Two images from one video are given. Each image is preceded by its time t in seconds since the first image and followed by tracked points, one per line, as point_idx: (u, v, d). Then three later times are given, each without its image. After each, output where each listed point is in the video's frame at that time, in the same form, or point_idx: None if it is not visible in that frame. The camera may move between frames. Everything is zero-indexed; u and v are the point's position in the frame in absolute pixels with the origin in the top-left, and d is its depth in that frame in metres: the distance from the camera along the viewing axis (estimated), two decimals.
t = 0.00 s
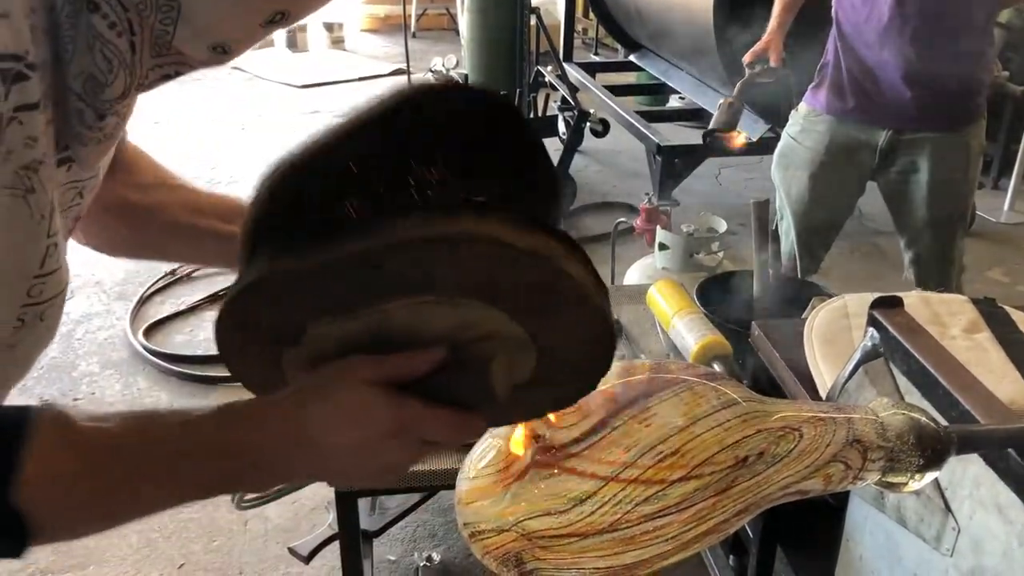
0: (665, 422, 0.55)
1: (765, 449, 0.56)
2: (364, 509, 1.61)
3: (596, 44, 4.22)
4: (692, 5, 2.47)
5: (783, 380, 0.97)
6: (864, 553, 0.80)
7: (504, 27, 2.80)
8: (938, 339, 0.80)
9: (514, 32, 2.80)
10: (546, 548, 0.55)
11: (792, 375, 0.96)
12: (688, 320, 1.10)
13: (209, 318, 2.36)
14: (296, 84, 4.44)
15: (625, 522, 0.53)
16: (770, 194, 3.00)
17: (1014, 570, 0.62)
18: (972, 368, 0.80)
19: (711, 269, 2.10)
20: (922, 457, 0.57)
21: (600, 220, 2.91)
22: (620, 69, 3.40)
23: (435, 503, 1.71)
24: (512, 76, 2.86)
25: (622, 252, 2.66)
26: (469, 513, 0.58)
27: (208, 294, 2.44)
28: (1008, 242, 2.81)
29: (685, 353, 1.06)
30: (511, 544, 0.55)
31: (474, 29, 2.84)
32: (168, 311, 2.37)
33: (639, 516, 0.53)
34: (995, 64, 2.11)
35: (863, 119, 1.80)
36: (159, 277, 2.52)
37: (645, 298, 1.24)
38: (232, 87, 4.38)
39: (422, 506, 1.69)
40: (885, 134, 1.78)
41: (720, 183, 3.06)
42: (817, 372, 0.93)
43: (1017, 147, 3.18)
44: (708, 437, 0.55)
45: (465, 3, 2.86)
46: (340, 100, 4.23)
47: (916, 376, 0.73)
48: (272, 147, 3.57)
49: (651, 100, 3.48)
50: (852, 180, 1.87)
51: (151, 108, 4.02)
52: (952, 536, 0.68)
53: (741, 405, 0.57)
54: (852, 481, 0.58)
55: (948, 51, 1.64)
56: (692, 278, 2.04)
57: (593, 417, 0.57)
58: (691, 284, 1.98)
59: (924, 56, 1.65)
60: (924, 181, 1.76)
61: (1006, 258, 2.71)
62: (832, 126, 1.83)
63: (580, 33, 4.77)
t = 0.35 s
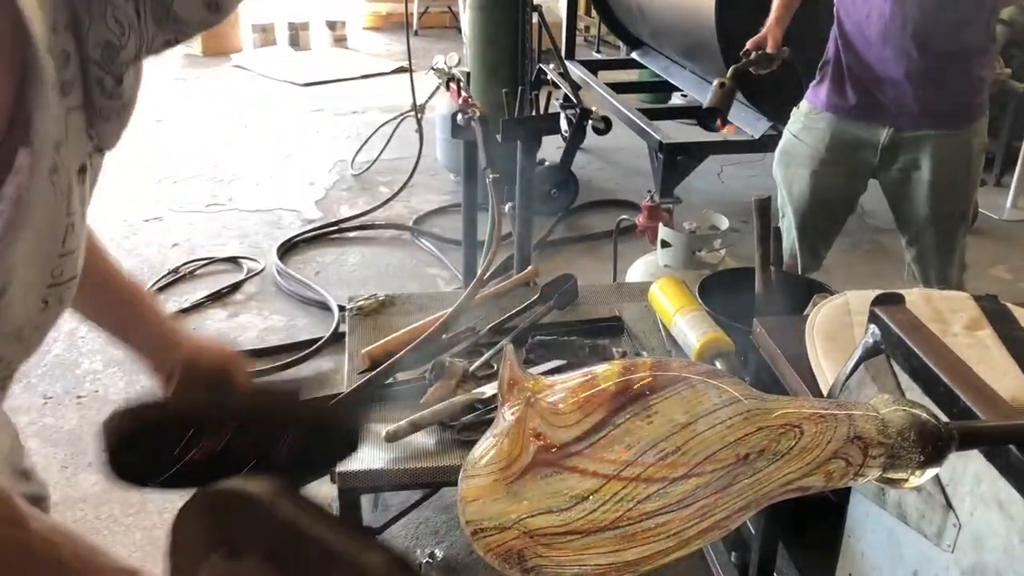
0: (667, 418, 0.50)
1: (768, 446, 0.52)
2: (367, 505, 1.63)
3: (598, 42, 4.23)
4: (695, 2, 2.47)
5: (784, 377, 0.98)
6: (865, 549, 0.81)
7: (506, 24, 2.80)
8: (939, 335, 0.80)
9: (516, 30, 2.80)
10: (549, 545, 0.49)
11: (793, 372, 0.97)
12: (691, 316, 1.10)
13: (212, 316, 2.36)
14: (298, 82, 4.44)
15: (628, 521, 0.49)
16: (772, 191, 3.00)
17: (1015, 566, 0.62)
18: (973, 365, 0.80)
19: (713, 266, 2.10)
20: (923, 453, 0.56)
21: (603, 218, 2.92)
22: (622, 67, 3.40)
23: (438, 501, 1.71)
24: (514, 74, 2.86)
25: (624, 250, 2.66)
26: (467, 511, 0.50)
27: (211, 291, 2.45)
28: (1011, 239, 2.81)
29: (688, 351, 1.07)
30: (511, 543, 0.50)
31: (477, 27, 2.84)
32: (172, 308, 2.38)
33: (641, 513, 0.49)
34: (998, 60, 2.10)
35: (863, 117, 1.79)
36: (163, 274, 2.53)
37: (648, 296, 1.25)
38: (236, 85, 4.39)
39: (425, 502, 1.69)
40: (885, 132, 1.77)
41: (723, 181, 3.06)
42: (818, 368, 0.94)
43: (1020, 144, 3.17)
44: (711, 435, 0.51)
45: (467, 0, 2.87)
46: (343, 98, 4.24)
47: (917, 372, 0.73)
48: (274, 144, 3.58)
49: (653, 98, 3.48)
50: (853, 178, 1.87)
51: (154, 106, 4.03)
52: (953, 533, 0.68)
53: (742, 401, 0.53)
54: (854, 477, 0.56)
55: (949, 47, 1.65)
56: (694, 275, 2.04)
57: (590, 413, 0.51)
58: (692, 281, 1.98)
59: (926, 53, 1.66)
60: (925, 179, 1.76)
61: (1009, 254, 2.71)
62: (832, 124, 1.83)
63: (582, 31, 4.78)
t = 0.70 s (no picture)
0: (669, 416, 0.50)
1: (770, 442, 0.52)
2: (371, 503, 1.63)
3: (601, 40, 4.23)
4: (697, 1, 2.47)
5: (787, 375, 0.98)
6: (868, 546, 0.81)
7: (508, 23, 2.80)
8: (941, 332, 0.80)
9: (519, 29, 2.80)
10: (553, 543, 0.50)
11: (797, 370, 0.97)
12: (693, 314, 1.10)
13: (215, 314, 2.37)
14: (301, 80, 4.44)
15: (629, 518, 0.49)
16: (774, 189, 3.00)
17: (1018, 562, 0.62)
18: (975, 362, 0.80)
19: (716, 264, 2.10)
20: (926, 449, 0.56)
21: (606, 217, 2.92)
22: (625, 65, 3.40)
23: (441, 499, 1.71)
24: (516, 72, 2.86)
25: (627, 248, 2.66)
26: (471, 508, 0.51)
27: (214, 290, 2.45)
28: (1013, 237, 2.81)
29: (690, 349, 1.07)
30: (514, 539, 0.50)
31: (479, 25, 2.84)
32: (175, 306, 2.38)
33: (643, 511, 0.49)
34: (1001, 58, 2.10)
35: (863, 116, 1.80)
36: (166, 273, 2.53)
37: (651, 294, 1.25)
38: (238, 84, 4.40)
39: (429, 500, 1.69)
40: (885, 133, 1.78)
41: (725, 179, 3.06)
42: (820, 366, 0.94)
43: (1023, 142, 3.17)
44: (712, 432, 0.50)
45: None
46: (346, 96, 4.24)
47: (919, 369, 0.73)
48: (277, 143, 3.58)
49: (655, 96, 3.48)
50: (855, 176, 1.87)
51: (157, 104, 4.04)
52: (956, 529, 0.68)
53: (745, 397, 0.52)
54: (856, 473, 0.55)
55: (952, 49, 1.61)
56: (697, 273, 2.04)
57: (593, 410, 0.50)
58: (695, 279, 1.98)
59: (929, 55, 1.63)
60: (926, 178, 1.76)
61: (1011, 252, 2.71)
62: (833, 123, 1.83)
63: (584, 29, 4.78)
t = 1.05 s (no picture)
0: (670, 418, 0.50)
1: (771, 443, 0.52)
2: (373, 502, 1.63)
3: (602, 40, 4.23)
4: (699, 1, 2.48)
5: (788, 374, 0.98)
6: (869, 544, 0.82)
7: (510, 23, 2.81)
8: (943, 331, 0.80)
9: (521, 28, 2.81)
10: (554, 543, 0.50)
11: (798, 370, 0.97)
12: (694, 313, 1.10)
13: (217, 313, 2.37)
14: (302, 80, 4.45)
15: (630, 519, 0.49)
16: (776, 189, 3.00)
17: (1018, 560, 0.62)
18: (976, 361, 0.80)
19: (718, 263, 2.10)
20: (927, 448, 0.56)
21: (608, 217, 2.92)
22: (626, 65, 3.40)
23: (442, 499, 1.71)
24: (518, 71, 2.87)
25: (629, 248, 2.66)
26: (472, 509, 0.51)
27: (216, 290, 2.45)
28: (1015, 236, 2.81)
29: (692, 347, 1.07)
30: (516, 539, 0.50)
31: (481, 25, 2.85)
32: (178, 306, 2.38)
33: (644, 513, 0.49)
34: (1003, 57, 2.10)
35: (864, 116, 1.79)
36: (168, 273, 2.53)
37: (652, 292, 1.25)
38: (240, 83, 4.40)
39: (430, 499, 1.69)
40: (887, 132, 1.77)
41: (727, 179, 3.06)
42: (822, 365, 0.94)
43: None
44: (714, 433, 0.50)
45: None
46: (347, 96, 4.25)
47: (920, 368, 0.73)
48: (278, 143, 3.59)
49: (657, 96, 3.48)
50: (855, 176, 1.86)
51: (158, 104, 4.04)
52: (957, 527, 0.68)
53: (748, 399, 0.53)
54: (858, 473, 0.55)
55: (950, 45, 1.67)
56: (699, 273, 2.04)
57: (596, 413, 0.50)
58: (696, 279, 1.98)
59: (930, 51, 1.67)
60: (928, 177, 1.76)
61: (1013, 251, 2.71)
62: (834, 122, 1.82)
63: (586, 29, 4.78)
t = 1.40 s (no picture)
0: (672, 425, 0.49)
1: (772, 447, 0.52)
2: (375, 502, 1.64)
3: (603, 40, 4.24)
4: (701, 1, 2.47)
5: (789, 374, 0.98)
6: (869, 544, 0.82)
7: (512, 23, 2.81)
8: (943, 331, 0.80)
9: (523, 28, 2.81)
10: (555, 545, 0.50)
11: (799, 370, 0.97)
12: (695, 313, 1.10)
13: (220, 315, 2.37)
14: (304, 81, 4.45)
15: (630, 523, 0.49)
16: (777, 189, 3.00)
17: (1019, 560, 0.62)
18: (977, 361, 0.80)
19: (720, 263, 2.10)
20: (927, 451, 0.55)
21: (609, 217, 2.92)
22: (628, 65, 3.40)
23: (444, 500, 1.71)
24: (520, 72, 2.86)
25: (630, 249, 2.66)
26: (473, 510, 0.51)
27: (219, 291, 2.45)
28: (1017, 236, 2.81)
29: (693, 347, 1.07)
30: (517, 542, 0.50)
31: (482, 25, 2.84)
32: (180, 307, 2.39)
33: (645, 517, 0.49)
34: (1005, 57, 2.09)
35: (854, 112, 1.79)
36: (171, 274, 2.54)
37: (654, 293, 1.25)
38: (243, 85, 4.40)
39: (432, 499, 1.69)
40: (875, 127, 1.77)
41: (728, 180, 3.06)
42: (823, 364, 0.94)
43: None
44: (716, 439, 0.50)
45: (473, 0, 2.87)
46: (349, 98, 4.25)
47: (920, 368, 0.73)
48: (280, 144, 3.59)
49: (659, 96, 3.48)
50: (847, 174, 1.86)
51: (159, 105, 4.04)
52: (957, 527, 0.68)
53: (750, 404, 0.52)
54: (856, 473, 0.55)
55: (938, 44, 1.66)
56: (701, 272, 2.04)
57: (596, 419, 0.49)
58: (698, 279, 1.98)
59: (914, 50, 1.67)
60: (919, 175, 1.75)
61: (1016, 252, 2.71)
62: (823, 117, 1.83)
63: (588, 30, 4.79)
